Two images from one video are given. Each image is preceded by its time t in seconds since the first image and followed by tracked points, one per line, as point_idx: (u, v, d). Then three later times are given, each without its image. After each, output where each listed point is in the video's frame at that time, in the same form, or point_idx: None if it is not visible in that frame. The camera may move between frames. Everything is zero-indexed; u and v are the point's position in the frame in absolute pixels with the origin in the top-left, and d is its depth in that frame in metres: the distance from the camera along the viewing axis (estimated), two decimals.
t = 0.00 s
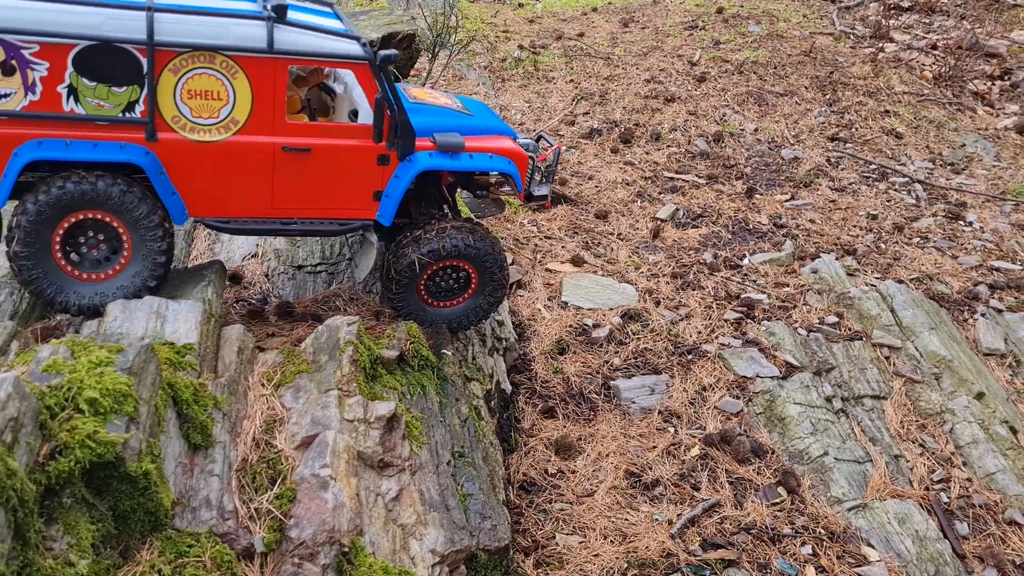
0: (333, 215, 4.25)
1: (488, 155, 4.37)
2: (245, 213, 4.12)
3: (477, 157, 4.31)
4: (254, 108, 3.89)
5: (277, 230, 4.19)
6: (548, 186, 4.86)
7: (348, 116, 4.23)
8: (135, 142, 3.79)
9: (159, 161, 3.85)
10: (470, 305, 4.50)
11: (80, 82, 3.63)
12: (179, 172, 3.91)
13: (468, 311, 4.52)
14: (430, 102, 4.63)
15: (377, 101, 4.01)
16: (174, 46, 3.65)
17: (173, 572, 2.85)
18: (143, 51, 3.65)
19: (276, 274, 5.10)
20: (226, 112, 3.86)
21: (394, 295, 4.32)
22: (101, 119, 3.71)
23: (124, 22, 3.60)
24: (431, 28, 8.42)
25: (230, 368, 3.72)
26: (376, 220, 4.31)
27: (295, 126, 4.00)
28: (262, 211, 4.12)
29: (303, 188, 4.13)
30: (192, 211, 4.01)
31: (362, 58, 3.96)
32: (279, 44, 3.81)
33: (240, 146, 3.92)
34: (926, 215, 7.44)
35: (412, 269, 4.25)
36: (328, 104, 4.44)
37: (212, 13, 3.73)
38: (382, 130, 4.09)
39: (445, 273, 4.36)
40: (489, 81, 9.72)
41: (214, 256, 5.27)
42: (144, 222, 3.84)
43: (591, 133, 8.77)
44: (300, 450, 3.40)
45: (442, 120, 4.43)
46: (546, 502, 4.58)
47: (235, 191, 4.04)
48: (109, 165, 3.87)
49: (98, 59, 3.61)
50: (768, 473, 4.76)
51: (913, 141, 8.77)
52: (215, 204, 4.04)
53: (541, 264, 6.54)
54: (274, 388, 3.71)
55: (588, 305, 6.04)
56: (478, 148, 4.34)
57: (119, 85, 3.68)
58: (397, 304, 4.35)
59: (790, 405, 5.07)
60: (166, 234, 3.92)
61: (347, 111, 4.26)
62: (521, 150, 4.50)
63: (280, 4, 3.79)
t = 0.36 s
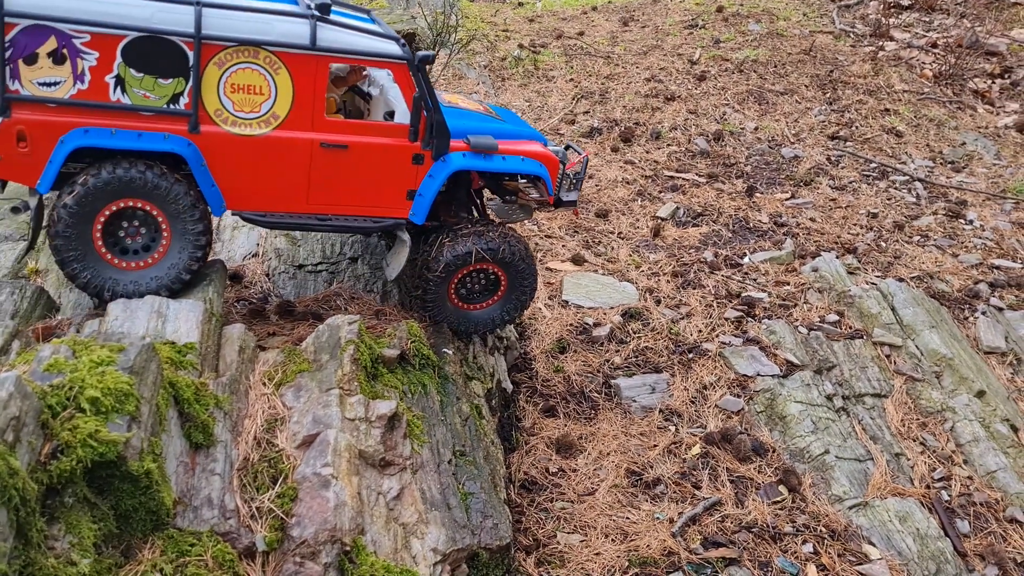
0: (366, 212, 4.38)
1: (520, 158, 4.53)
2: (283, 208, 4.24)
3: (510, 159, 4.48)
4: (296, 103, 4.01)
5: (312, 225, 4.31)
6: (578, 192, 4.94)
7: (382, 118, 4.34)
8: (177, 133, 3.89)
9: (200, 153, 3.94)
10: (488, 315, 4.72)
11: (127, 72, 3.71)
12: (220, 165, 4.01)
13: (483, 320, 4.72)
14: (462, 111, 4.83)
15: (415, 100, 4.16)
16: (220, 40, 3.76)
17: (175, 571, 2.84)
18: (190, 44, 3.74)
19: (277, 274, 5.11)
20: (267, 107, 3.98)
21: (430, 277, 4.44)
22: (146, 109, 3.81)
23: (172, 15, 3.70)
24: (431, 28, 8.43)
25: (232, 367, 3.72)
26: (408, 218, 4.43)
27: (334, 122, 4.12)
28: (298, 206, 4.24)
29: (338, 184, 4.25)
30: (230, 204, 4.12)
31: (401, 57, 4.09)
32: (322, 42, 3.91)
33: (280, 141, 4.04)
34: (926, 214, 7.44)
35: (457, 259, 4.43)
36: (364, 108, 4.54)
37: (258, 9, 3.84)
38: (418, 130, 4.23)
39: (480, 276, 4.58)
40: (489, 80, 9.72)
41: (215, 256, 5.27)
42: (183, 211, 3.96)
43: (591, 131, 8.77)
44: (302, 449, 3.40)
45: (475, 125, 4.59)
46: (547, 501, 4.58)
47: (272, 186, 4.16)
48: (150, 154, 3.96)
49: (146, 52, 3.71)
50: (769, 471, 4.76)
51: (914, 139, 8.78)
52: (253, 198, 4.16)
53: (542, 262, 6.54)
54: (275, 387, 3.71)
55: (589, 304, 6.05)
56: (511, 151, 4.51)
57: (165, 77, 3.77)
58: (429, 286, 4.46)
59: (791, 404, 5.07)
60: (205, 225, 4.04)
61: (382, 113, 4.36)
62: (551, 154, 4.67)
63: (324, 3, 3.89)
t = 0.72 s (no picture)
0: (386, 213, 4.43)
1: (541, 165, 4.56)
2: (304, 206, 4.30)
3: (531, 166, 4.51)
4: (321, 104, 4.05)
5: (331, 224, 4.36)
6: (594, 203, 4.99)
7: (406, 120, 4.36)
8: (203, 129, 3.94)
9: (225, 149, 4.00)
10: (494, 320, 4.77)
11: (157, 68, 3.76)
12: (243, 163, 4.07)
13: (489, 325, 4.76)
14: (484, 114, 4.85)
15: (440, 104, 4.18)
16: (250, 39, 3.79)
17: (178, 569, 2.84)
18: (220, 41, 3.79)
19: (278, 272, 5.10)
20: (293, 106, 4.02)
21: (455, 270, 4.46)
22: (174, 104, 3.85)
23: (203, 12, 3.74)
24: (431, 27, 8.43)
25: (233, 365, 3.72)
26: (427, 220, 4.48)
27: (358, 124, 4.16)
28: (318, 205, 4.30)
29: (360, 185, 4.30)
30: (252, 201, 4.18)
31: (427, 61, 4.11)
32: (350, 44, 3.95)
33: (304, 141, 4.09)
34: (927, 211, 7.44)
35: (483, 259, 4.47)
36: (387, 108, 4.48)
37: (288, 8, 3.87)
38: (441, 134, 4.26)
39: (499, 280, 4.63)
40: (490, 79, 9.71)
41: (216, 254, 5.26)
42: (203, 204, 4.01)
43: (592, 129, 8.77)
44: (304, 447, 3.40)
45: (498, 130, 4.62)
46: (549, 498, 4.58)
47: (293, 186, 4.21)
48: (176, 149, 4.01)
49: (176, 48, 3.75)
50: (771, 469, 4.76)
51: (915, 137, 8.77)
52: (275, 196, 4.22)
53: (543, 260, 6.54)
54: (277, 385, 3.71)
55: (591, 301, 6.06)
56: (532, 157, 4.54)
57: (194, 73, 3.81)
58: (451, 278, 4.47)
59: (793, 401, 5.07)
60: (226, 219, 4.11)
61: (406, 115, 4.36)
62: (572, 162, 4.70)
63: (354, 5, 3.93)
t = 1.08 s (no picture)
0: (385, 200, 4.38)
1: (541, 154, 4.51)
2: (303, 192, 4.26)
3: (531, 156, 4.46)
4: (321, 88, 4.02)
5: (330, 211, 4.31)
6: (596, 190, 4.90)
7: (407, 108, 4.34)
8: (202, 113, 3.92)
9: (224, 133, 3.98)
10: (491, 312, 4.75)
11: (156, 50, 3.77)
12: (242, 147, 4.04)
13: (485, 316, 4.76)
14: (485, 103, 4.80)
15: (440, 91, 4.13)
16: (250, 22, 3.79)
17: (168, 549, 2.84)
18: (220, 25, 3.78)
19: (274, 260, 5.09)
20: (292, 91, 4.00)
21: (456, 254, 4.45)
22: (173, 88, 3.85)
23: None
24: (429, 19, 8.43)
25: (226, 349, 3.71)
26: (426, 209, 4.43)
27: (358, 110, 4.13)
28: (317, 191, 4.26)
29: (359, 171, 4.26)
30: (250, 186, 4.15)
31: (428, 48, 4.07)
32: (351, 29, 3.93)
33: (304, 126, 4.06)
34: (926, 203, 7.42)
35: (485, 246, 4.46)
36: (387, 97, 4.46)
37: None
38: (441, 122, 4.21)
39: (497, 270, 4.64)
40: (489, 72, 9.70)
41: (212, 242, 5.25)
42: (204, 186, 3.99)
43: (591, 122, 8.75)
44: (296, 429, 3.38)
45: (498, 119, 4.57)
46: (544, 485, 4.56)
47: (292, 171, 4.18)
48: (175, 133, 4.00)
49: (176, 31, 3.76)
50: (768, 457, 4.74)
51: (914, 130, 8.75)
52: (273, 181, 4.19)
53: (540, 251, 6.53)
54: (270, 368, 3.69)
55: (588, 291, 6.05)
56: (533, 147, 4.49)
57: (193, 56, 3.82)
58: (451, 262, 4.46)
59: (789, 390, 5.06)
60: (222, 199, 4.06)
61: (406, 102, 4.33)
62: (573, 152, 4.65)
63: None
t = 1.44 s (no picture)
0: (388, 181, 4.40)
1: (545, 143, 4.53)
2: (306, 169, 4.27)
3: (535, 144, 4.48)
4: (329, 66, 4.02)
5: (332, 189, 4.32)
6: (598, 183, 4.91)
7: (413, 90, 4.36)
8: (209, 86, 3.91)
9: (230, 107, 3.97)
10: (483, 297, 4.76)
11: (166, 21, 3.75)
12: (247, 121, 4.04)
13: (476, 300, 4.76)
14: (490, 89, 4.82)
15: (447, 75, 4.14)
16: None
17: (144, 514, 2.82)
18: None
19: (263, 240, 5.08)
20: (300, 68, 4.00)
21: (471, 233, 4.45)
22: (181, 59, 3.83)
23: None
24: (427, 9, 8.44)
25: (210, 322, 3.71)
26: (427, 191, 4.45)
27: (365, 90, 4.13)
28: (320, 169, 4.28)
29: (363, 151, 4.27)
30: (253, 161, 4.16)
31: (437, 31, 4.08)
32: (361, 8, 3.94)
33: (309, 103, 4.06)
34: (923, 194, 7.38)
35: (500, 231, 4.48)
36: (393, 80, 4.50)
37: None
38: (446, 105, 4.23)
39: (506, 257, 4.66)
40: (487, 64, 9.70)
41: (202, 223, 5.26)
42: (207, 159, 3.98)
43: (588, 113, 8.74)
44: (277, 400, 3.38)
45: (504, 105, 4.58)
46: (531, 466, 4.55)
47: (296, 148, 4.19)
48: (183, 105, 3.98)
49: (186, 3, 3.75)
50: (756, 441, 4.72)
51: (913, 123, 8.72)
52: (277, 157, 4.20)
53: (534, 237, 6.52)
54: (253, 342, 3.69)
55: (580, 277, 6.04)
56: (536, 135, 4.51)
57: (202, 29, 3.80)
58: (462, 241, 4.45)
59: (780, 374, 5.03)
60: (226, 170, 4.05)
61: (413, 85, 4.37)
62: (576, 143, 4.67)
63: None
